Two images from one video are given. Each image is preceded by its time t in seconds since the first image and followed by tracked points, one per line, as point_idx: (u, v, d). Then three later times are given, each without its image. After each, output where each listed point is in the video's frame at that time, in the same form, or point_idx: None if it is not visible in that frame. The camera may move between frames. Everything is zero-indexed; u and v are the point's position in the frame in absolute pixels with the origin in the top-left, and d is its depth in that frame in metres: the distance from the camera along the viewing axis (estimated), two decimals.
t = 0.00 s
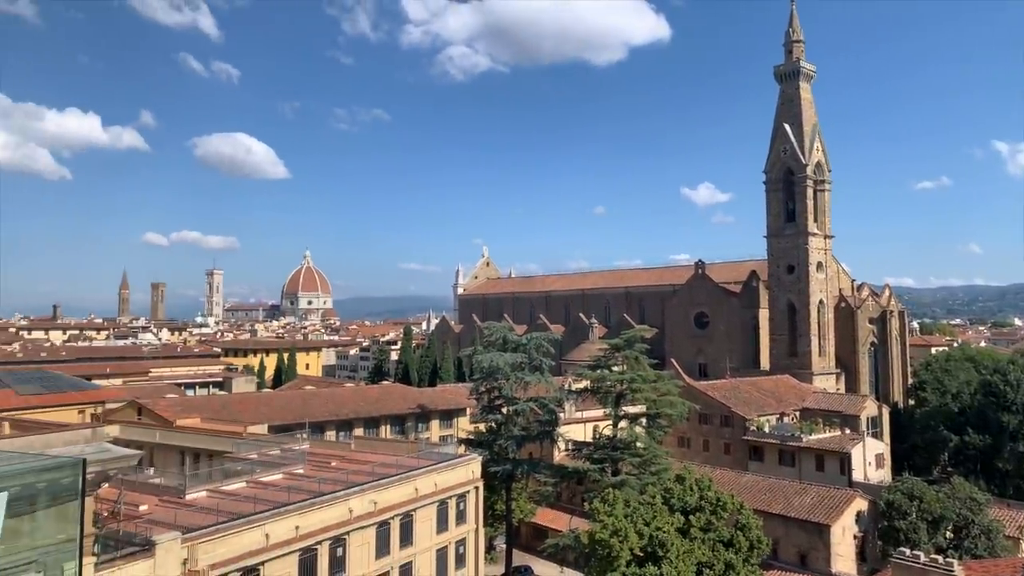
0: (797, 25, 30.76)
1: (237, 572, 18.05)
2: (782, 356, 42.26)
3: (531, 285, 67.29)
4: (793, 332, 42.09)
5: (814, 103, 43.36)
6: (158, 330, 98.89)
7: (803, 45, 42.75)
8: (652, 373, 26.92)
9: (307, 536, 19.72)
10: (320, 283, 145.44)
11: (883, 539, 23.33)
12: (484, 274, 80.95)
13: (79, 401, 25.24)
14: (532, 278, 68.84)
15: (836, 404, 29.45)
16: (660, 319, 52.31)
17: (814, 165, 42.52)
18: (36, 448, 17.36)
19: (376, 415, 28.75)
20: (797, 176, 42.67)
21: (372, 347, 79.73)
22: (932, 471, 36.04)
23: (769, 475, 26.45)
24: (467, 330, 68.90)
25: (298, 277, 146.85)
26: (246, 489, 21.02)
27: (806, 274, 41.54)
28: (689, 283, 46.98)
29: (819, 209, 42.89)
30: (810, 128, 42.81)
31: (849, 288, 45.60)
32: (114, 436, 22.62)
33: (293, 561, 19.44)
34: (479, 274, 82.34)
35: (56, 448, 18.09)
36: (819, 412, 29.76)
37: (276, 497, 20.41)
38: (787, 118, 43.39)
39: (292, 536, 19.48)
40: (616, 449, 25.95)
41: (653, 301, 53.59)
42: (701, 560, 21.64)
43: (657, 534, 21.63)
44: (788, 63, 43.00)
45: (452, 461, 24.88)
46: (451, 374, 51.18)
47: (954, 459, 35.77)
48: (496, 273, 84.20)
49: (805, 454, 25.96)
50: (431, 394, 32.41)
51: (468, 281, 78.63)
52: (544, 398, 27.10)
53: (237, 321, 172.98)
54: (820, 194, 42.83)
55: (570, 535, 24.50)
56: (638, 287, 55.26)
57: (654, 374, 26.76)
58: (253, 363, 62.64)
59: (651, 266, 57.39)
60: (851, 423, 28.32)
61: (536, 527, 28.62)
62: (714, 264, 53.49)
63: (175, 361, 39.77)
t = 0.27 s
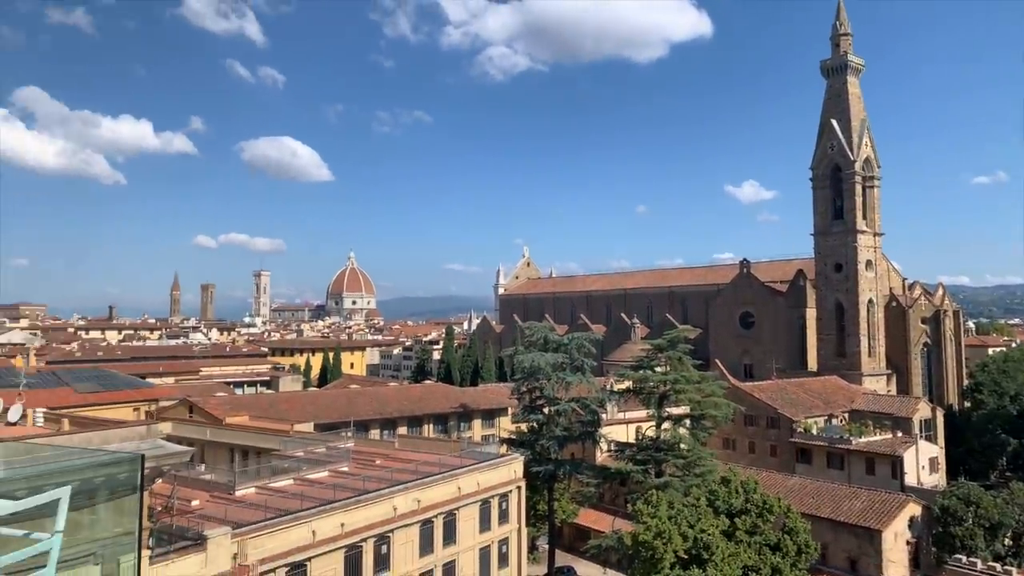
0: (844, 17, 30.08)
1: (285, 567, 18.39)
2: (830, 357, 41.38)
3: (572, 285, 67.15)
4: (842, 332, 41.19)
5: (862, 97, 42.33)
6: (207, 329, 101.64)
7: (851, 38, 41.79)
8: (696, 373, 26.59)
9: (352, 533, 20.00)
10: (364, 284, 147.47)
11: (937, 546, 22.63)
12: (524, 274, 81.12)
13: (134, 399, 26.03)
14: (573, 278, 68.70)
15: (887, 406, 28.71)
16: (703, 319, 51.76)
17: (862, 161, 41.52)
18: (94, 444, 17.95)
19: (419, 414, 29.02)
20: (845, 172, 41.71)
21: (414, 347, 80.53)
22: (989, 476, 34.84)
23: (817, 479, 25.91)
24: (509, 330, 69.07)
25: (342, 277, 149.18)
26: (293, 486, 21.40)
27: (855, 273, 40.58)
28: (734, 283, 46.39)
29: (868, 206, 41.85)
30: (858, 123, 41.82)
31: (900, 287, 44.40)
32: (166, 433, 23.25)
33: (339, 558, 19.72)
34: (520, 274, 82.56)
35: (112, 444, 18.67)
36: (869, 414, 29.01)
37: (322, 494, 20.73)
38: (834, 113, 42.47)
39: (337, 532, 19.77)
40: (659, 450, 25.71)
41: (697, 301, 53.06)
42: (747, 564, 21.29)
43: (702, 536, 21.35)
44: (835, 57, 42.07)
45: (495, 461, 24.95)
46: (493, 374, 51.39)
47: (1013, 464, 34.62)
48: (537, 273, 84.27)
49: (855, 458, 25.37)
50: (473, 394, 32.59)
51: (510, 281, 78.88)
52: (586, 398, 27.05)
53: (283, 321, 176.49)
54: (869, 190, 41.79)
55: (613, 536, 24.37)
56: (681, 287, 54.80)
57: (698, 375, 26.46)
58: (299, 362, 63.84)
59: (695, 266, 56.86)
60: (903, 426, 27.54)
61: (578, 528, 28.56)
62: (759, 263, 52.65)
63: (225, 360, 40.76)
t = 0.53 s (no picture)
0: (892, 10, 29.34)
1: (329, 565, 18.66)
2: (877, 359, 40.43)
3: (612, 286, 66.86)
4: (890, 333, 40.21)
5: (910, 92, 41.25)
6: (253, 330, 104.04)
7: (898, 32, 40.78)
8: (738, 375, 26.24)
9: (394, 532, 20.19)
10: (404, 285, 149.30)
11: (992, 554, 21.91)
12: (563, 275, 81.25)
13: (183, 398, 26.71)
14: (613, 279, 68.39)
15: (938, 409, 27.91)
16: (746, 320, 51.10)
17: (910, 158, 40.45)
18: (145, 441, 18.46)
19: (459, 414, 29.23)
20: (892, 169, 40.69)
21: (454, 347, 81.17)
22: None
23: (865, 483, 25.32)
24: (548, 331, 69.15)
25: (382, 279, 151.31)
26: (336, 485, 21.72)
27: (904, 272, 39.55)
28: (777, 283, 45.69)
29: (917, 203, 40.75)
30: (906, 118, 40.77)
31: (951, 287, 43.17)
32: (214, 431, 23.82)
33: (381, 557, 19.93)
34: (559, 275, 82.76)
35: (162, 442, 19.18)
36: (920, 418, 28.24)
37: (364, 493, 20.99)
38: (881, 109, 41.49)
39: (379, 531, 19.98)
40: (701, 453, 25.42)
41: (739, 302, 52.41)
42: (793, 569, 20.87)
43: (745, 541, 21.01)
44: (881, 51, 41.09)
45: (535, 462, 24.98)
46: (532, 375, 51.45)
47: None
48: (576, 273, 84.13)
49: (904, 462, 24.71)
50: (512, 394, 32.69)
51: (549, 282, 78.89)
52: (626, 400, 26.94)
53: (324, 322, 179.67)
54: (918, 187, 40.69)
55: (654, 539, 24.16)
56: (723, 287, 54.24)
57: (740, 377, 26.12)
58: (341, 363, 64.89)
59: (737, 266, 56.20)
60: (955, 430, 26.75)
61: (619, 530, 28.42)
62: (802, 263, 51.76)
63: (270, 360, 41.67)
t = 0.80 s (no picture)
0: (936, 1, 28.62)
1: (367, 563, 18.84)
2: (922, 360, 39.46)
3: (647, 286, 66.42)
4: (935, 333, 39.23)
5: (956, 85, 40.18)
6: (292, 330, 105.89)
7: (943, 24, 39.76)
8: (777, 377, 25.86)
9: (431, 532, 20.31)
10: (439, 286, 150.39)
11: None
12: (597, 275, 81.05)
13: (224, 397, 27.25)
14: (648, 279, 67.93)
15: (987, 412, 27.13)
16: (786, 320, 50.39)
17: (956, 153, 39.37)
18: (189, 439, 18.86)
19: (495, 415, 29.34)
20: (937, 165, 39.66)
21: (489, 347, 81.46)
22: None
23: (910, 487, 24.72)
24: (583, 331, 68.96)
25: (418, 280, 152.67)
26: (374, 483, 21.94)
27: (950, 271, 38.58)
28: (817, 283, 44.95)
29: (963, 200, 39.68)
30: (951, 113, 39.73)
31: (999, 287, 41.98)
32: (255, 430, 24.24)
33: (418, 555, 20.05)
34: (594, 275, 82.60)
35: (206, 440, 19.56)
36: (968, 421, 27.48)
37: (401, 492, 21.17)
38: (925, 103, 40.51)
39: (417, 530, 20.12)
40: (740, 455, 25.09)
41: (778, 302, 51.72)
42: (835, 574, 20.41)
43: (786, 545, 20.65)
44: (925, 45, 40.10)
45: (571, 462, 24.93)
46: (567, 375, 51.37)
47: None
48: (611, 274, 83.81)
49: (952, 466, 24.03)
50: (548, 395, 32.71)
51: (584, 282, 78.71)
52: (663, 401, 26.78)
53: (361, 322, 181.89)
54: (964, 184, 39.59)
55: (692, 542, 23.89)
56: (761, 287, 53.62)
57: (780, 379, 25.75)
58: (378, 363, 65.58)
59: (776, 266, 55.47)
60: (1005, 433, 25.95)
61: (656, 532, 28.20)
62: (843, 262, 50.79)
63: (309, 360, 42.35)
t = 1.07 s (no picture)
0: None
1: (400, 561, 18.98)
2: (965, 360, 38.60)
3: (680, 285, 65.98)
4: (978, 333, 38.33)
5: (998, 79, 39.16)
6: (328, 330, 107.55)
7: (985, 17, 38.78)
8: (814, 377, 25.48)
9: (463, 531, 20.40)
10: (471, 286, 151.15)
11: None
12: (629, 275, 80.81)
13: (260, 397, 27.69)
14: (681, 279, 67.45)
15: None
16: (822, 319, 49.66)
17: (1000, 148, 38.33)
18: (227, 437, 19.18)
19: (526, 414, 29.40)
20: (979, 161, 38.68)
21: (521, 347, 81.61)
22: None
23: (951, 491, 24.14)
24: (615, 332, 68.71)
25: (450, 280, 153.68)
26: (407, 482, 22.10)
27: (994, 269, 37.67)
28: (854, 282, 44.19)
29: (1007, 197, 38.66)
30: (994, 107, 38.74)
31: None
32: (291, 428, 24.57)
33: (451, 554, 20.16)
34: (626, 275, 82.39)
35: (243, 438, 19.87)
36: (1012, 423, 26.76)
37: (434, 492, 21.28)
38: (966, 98, 39.55)
39: (450, 529, 20.22)
40: (776, 456, 24.75)
41: (814, 301, 50.99)
42: None
43: (823, 548, 20.30)
44: (966, 38, 39.15)
45: (603, 463, 24.85)
46: (599, 375, 51.26)
47: None
48: (643, 274, 83.44)
49: (995, 470, 23.21)
50: (579, 395, 32.66)
51: (616, 282, 78.50)
52: (696, 402, 26.61)
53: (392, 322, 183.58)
54: (1008, 180, 38.56)
55: (727, 544, 23.63)
56: (797, 287, 52.94)
57: (816, 380, 25.37)
58: (411, 362, 66.13)
59: (812, 265, 54.72)
60: None
61: (689, 534, 27.98)
62: (881, 260, 49.85)
63: (343, 359, 42.89)
